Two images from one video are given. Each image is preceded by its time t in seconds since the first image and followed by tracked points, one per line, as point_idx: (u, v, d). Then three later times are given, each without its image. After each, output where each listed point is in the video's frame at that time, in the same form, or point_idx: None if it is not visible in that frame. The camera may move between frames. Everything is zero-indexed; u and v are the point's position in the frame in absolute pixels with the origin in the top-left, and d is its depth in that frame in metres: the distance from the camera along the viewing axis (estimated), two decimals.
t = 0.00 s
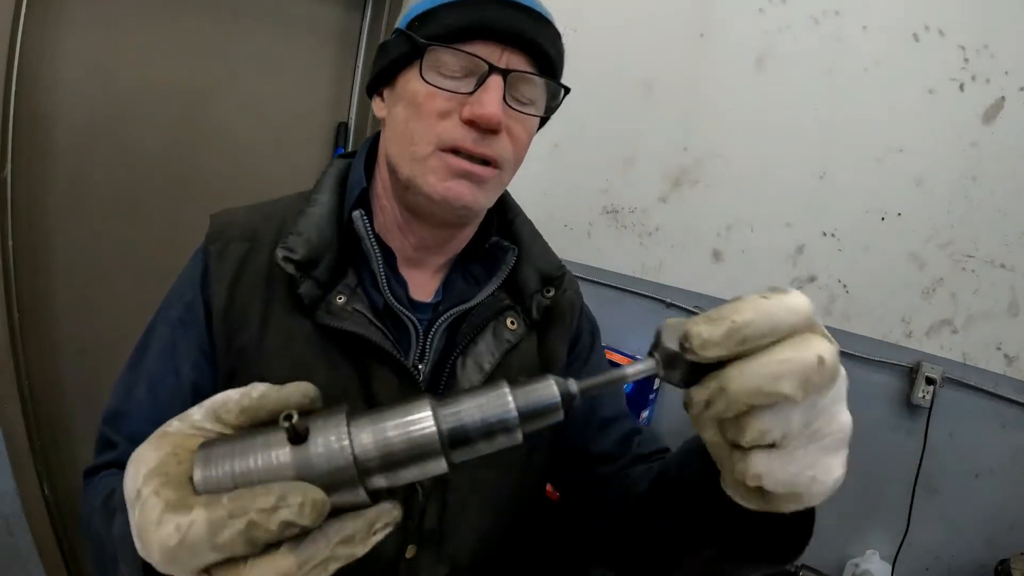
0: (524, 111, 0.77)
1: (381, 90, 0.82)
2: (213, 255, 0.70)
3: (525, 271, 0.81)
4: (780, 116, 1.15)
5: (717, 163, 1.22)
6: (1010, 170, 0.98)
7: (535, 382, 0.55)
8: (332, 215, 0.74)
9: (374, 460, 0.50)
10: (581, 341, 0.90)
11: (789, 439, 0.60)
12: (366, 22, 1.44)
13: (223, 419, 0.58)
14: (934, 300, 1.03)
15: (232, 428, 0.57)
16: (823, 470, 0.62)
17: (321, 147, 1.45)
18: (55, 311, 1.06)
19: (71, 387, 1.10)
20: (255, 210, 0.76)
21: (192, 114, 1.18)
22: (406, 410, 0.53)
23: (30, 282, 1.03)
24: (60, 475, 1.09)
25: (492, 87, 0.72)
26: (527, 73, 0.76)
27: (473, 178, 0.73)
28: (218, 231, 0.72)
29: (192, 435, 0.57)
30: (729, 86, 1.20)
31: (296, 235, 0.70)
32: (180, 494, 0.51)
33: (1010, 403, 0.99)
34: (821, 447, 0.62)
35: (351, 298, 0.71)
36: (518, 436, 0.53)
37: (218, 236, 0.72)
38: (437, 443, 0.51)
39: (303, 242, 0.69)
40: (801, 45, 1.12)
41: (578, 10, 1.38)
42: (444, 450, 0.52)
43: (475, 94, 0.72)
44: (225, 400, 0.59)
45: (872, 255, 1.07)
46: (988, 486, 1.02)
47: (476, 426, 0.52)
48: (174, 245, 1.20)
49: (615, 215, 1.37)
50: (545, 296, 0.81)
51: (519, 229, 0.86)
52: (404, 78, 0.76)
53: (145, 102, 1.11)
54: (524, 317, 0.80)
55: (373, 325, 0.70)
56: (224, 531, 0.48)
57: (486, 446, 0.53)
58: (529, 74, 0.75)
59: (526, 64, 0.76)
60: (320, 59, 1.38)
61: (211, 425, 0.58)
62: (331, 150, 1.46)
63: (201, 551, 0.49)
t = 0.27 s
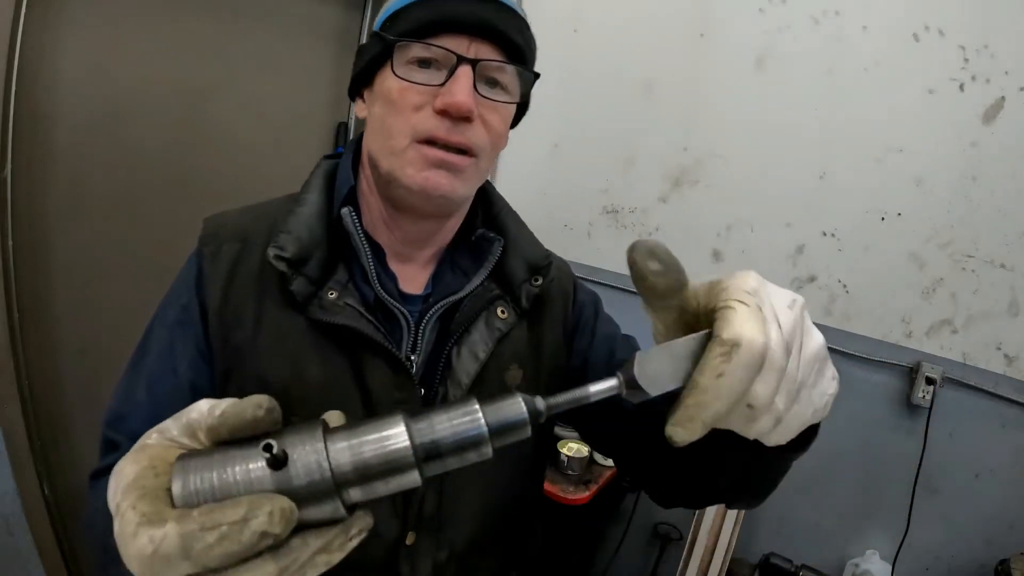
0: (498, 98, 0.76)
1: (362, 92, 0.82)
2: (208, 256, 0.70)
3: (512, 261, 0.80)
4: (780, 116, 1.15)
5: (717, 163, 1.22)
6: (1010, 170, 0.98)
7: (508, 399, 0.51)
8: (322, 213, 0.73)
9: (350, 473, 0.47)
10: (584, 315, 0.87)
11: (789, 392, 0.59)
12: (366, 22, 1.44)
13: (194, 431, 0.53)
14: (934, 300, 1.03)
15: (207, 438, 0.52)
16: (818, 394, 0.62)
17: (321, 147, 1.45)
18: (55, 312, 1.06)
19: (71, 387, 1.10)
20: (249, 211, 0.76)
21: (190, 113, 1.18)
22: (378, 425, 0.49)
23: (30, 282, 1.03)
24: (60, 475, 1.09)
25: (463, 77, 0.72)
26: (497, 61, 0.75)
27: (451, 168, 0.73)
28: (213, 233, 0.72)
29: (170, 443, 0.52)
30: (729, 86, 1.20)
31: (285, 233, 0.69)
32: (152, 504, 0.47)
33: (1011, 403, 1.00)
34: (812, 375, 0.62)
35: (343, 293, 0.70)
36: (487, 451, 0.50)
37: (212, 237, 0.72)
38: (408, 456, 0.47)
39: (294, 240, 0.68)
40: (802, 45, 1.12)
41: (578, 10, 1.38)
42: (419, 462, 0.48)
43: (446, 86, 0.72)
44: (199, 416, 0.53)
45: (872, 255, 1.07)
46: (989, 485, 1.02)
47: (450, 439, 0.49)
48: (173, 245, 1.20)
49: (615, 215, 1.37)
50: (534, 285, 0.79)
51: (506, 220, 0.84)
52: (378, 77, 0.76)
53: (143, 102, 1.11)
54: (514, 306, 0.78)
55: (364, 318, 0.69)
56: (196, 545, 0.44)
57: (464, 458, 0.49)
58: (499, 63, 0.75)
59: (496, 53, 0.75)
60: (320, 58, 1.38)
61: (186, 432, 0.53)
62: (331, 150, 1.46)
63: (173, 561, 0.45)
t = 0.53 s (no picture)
0: (492, 100, 0.77)
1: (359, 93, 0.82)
2: (209, 254, 0.70)
3: (508, 257, 0.79)
4: (780, 116, 1.15)
5: (717, 163, 1.22)
6: (1010, 170, 0.98)
7: (529, 359, 0.52)
8: (321, 211, 0.73)
9: (384, 416, 0.45)
10: (578, 312, 0.87)
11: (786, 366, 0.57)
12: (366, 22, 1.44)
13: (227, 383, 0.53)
14: (934, 300, 1.03)
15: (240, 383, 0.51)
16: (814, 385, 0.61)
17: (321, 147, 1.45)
18: (55, 312, 1.06)
19: (71, 387, 1.10)
20: (249, 210, 0.76)
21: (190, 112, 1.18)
22: (412, 371, 0.48)
23: (30, 282, 1.02)
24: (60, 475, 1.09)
25: (458, 79, 0.72)
26: (490, 64, 0.75)
27: (447, 169, 0.73)
28: (213, 231, 0.72)
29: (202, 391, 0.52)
30: (729, 86, 1.20)
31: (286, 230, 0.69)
32: (184, 419, 0.45)
33: (1011, 403, 0.99)
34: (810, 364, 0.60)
35: (344, 287, 0.70)
36: (507, 404, 0.50)
37: (212, 235, 0.71)
38: (440, 403, 0.47)
39: (296, 236, 0.68)
40: (802, 45, 1.12)
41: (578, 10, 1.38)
42: (448, 410, 0.48)
43: (441, 87, 0.72)
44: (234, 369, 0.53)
45: (872, 255, 1.07)
46: (989, 485, 1.02)
47: (477, 390, 0.49)
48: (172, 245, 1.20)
49: (615, 215, 1.37)
50: (529, 282, 0.79)
51: (502, 218, 0.84)
52: (374, 79, 0.76)
53: (143, 101, 1.11)
54: (511, 301, 0.78)
55: (365, 311, 0.69)
56: (220, 450, 0.42)
57: (489, 408, 0.50)
58: (493, 66, 0.75)
59: (489, 56, 0.75)
60: (320, 58, 1.38)
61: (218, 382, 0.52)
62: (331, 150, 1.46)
63: (198, 468, 0.42)
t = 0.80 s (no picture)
0: (493, 103, 0.77)
1: (361, 94, 0.82)
2: (213, 253, 0.70)
3: (508, 255, 0.79)
4: (780, 117, 1.15)
5: (717, 163, 1.22)
6: (1009, 170, 0.97)
7: (514, 309, 0.51)
8: (324, 211, 0.73)
9: (362, 360, 0.44)
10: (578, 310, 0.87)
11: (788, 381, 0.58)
12: (366, 22, 1.44)
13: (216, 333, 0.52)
14: (934, 300, 1.03)
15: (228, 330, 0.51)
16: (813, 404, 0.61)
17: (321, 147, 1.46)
18: (55, 312, 1.06)
19: (70, 387, 1.10)
20: (251, 209, 0.76)
21: (190, 113, 1.18)
22: (394, 315, 0.47)
23: (30, 282, 1.02)
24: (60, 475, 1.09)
25: (460, 84, 0.72)
26: (490, 67, 0.75)
27: (449, 171, 0.73)
28: (216, 230, 0.72)
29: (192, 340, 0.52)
30: (729, 86, 1.20)
31: (289, 229, 0.69)
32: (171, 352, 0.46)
33: (1010, 403, 0.99)
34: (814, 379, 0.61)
35: (347, 285, 0.71)
36: (489, 353, 0.49)
37: (215, 234, 0.71)
38: (421, 347, 0.45)
39: (300, 235, 0.68)
40: (802, 45, 1.12)
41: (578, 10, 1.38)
42: (429, 356, 0.46)
43: (444, 91, 0.72)
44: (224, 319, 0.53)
45: (871, 255, 1.07)
46: (989, 486, 1.02)
47: (459, 336, 0.47)
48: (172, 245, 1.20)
49: (615, 215, 1.37)
50: (529, 280, 0.79)
51: (501, 216, 0.84)
52: (377, 82, 0.76)
53: (143, 101, 1.11)
54: (511, 299, 0.79)
55: (368, 309, 0.70)
56: (196, 374, 0.42)
57: (471, 357, 0.48)
58: (494, 71, 0.75)
59: (490, 60, 0.75)
60: (320, 56, 1.39)
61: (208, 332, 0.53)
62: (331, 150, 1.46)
63: (173, 390, 0.43)
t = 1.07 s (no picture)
0: (495, 106, 0.77)
1: (362, 95, 0.82)
2: (216, 252, 0.70)
3: (509, 253, 0.80)
4: (780, 117, 1.15)
5: (717, 163, 1.22)
6: (1009, 170, 0.98)
7: (508, 306, 0.51)
8: (326, 211, 0.73)
9: (354, 358, 0.44)
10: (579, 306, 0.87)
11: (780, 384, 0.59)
12: (366, 22, 1.44)
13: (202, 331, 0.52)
14: (933, 300, 1.03)
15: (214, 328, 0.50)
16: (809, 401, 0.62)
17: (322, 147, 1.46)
18: (56, 312, 1.06)
19: (70, 387, 1.10)
20: (253, 209, 0.75)
21: (191, 112, 1.18)
22: (385, 314, 0.47)
23: (31, 283, 1.02)
24: (60, 476, 1.09)
25: (465, 87, 0.72)
26: (494, 71, 0.75)
27: (452, 174, 0.73)
28: (218, 230, 0.72)
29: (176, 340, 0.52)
30: (729, 86, 1.20)
31: (291, 229, 0.69)
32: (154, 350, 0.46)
33: (1010, 403, 0.99)
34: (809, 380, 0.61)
35: (349, 284, 0.71)
36: (483, 352, 0.48)
37: (217, 234, 0.71)
38: (413, 344, 0.45)
39: (302, 234, 0.68)
40: (802, 45, 1.12)
41: (577, 10, 1.38)
42: (422, 354, 0.46)
43: (448, 94, 0.72)
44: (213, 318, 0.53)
45: (871, 255, 1.07)
46: (989, 486, 1.02)
47: (452, 334, 0.47)
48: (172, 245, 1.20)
49: (615, 215, 1.37)
50: (530, 278, 0.79)
51: (500, 214, 0.84)
52: (380, 84, 0.76)
53: (144, 100, 1.11)
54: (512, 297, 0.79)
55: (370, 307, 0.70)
56: (181, 372, 0.42)
57: (464, 355, 0.48)
58: (499, 74, 0.75)
59: (493, 64, 0.75)
60: (320, 56, 1.39)
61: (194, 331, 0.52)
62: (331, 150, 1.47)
63: (157, 388, 0.42)
